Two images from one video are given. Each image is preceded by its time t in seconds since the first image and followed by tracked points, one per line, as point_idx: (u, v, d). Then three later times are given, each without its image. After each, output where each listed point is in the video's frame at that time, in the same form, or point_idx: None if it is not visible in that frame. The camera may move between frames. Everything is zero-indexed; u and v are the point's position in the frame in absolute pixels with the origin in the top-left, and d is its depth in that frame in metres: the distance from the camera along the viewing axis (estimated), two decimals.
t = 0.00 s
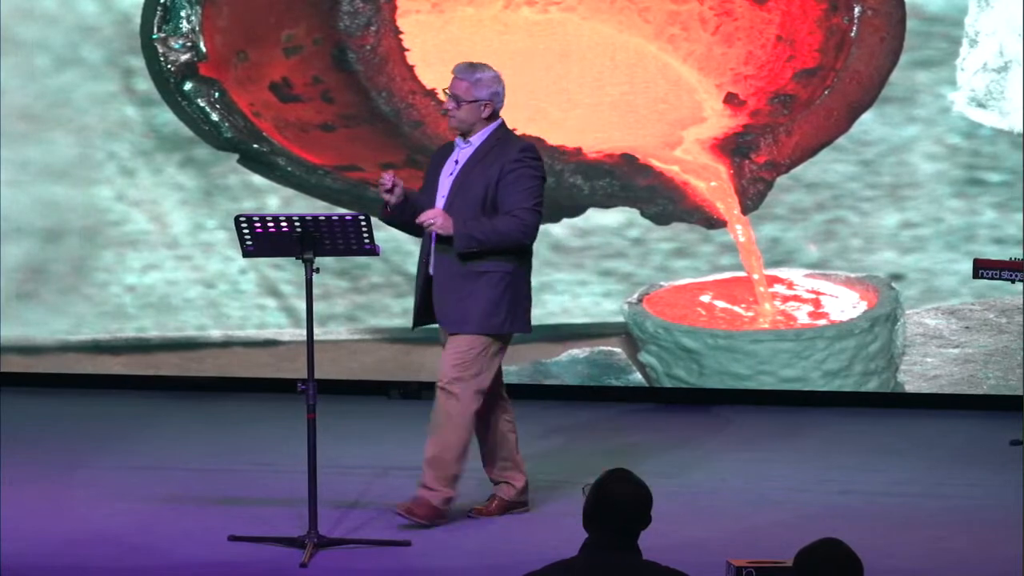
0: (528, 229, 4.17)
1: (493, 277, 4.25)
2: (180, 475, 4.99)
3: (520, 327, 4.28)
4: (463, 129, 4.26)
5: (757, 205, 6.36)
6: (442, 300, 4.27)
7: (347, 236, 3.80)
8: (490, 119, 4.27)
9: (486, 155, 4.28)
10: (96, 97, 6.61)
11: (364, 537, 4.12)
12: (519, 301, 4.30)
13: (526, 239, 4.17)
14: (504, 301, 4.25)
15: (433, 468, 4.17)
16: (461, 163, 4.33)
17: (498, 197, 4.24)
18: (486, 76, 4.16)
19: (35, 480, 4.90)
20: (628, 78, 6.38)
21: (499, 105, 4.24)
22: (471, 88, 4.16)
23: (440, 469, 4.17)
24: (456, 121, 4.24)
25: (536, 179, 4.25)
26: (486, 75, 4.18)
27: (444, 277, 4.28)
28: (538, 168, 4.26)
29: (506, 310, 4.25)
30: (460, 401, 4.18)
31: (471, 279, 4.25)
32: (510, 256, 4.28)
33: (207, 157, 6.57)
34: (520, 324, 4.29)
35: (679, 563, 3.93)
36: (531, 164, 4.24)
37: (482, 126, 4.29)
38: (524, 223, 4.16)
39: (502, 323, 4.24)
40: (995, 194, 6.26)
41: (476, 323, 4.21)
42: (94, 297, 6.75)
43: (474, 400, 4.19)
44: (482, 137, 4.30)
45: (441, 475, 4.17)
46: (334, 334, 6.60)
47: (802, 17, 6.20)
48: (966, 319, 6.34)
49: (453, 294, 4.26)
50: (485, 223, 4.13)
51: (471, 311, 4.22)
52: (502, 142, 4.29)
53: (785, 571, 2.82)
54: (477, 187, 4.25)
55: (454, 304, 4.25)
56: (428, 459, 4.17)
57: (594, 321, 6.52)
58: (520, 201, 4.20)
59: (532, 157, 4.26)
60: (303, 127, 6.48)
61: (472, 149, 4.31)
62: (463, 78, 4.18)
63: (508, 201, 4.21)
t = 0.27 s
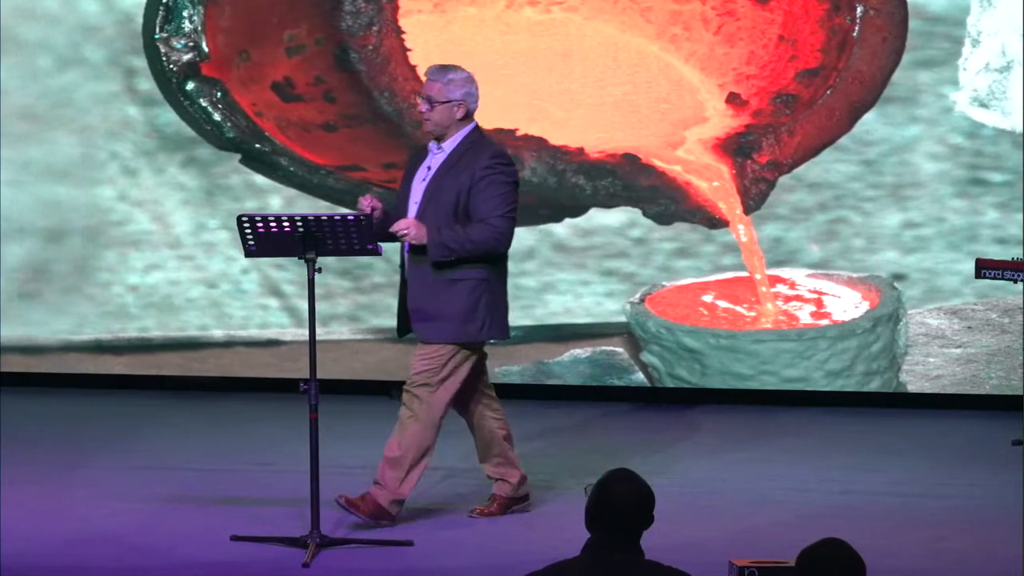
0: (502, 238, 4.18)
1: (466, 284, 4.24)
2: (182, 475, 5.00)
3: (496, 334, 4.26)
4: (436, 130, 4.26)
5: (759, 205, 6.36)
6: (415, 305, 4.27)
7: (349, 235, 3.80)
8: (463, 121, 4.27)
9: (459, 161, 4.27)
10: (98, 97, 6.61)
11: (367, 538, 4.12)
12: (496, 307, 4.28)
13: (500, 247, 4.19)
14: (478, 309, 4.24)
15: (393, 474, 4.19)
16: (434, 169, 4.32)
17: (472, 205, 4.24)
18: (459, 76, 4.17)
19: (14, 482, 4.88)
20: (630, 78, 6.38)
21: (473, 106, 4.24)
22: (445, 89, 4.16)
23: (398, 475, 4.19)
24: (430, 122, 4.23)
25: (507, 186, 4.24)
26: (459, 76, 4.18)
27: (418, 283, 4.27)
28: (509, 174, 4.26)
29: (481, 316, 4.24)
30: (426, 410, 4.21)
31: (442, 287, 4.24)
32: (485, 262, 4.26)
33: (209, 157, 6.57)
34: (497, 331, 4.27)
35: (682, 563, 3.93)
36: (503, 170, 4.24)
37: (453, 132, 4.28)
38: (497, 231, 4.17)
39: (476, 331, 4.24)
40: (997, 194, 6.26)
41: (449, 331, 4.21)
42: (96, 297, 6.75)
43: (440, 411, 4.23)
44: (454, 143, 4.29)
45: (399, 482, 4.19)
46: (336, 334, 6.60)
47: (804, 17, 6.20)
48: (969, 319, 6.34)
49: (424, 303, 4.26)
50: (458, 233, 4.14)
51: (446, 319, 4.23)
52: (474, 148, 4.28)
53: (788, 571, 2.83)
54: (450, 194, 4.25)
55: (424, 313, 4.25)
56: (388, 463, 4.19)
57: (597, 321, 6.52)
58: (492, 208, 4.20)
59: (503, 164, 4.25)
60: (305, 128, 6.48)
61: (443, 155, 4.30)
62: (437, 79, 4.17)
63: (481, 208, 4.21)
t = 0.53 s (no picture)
0: (470, 238, 4.10)
1: (435, 287, 4.19)
2: (196, 475, 5.00)
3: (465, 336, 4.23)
4: (401, 128, 4.17)
5: (772, 204, 6.35)
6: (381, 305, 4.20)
7: (362, 236, 3.81)
8: (428, 119, 4.19)
9: (425, 161, 4.18)
10: (111, 97, 6.62)
11: (380, 538, 4.12)
12: (465, 308, 4.25)
13: (470, 248, 4.11)
14: (447, 311, 4.20)
15: (387, 483, 4.21)
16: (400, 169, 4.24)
17: (438, 205, 4.16)
18: (425, 74, 4.08)
19: (38, 481, 4.90)
20: (643, 78, 6.37)
21: (438, 104, 4.16)
22: (411, 86, 4.08)
23: (393, 483, 4.21)
24: (394, 119, 4.14)
25: (474, 187, 4.16)
26: (425, 74, 4.10)
27: (385, 285, 4.21)
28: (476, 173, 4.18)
29: (451, 318, 4.21)
30: (407, 416, 4.18)
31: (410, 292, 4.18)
32: (451, 263, 4.21)
33: (222, 157, 6.59)
34: (467, 332, 4.24)
35: (694, 563, 3.93)
36: (469, 170, 4.16)
37: (419, 131, 4.20)
38: (465, 232, 4.10)
39: (445, 333, 4.19)
40: (1011, 194, 6.25)
41: (417, 334, 4.17)
42: (110, 296, 6.77)
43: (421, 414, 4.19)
44: (419, 142, 4.21)
45: (395, 489, 4.21)
46: (349, 334, 6.61)
47: (818, 17, 6.19)
48: (982, 318, 6.34)
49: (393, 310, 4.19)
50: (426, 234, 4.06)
51: (414, 321, 4.17)
52: (440, 147, 4.19)
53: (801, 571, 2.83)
54: (416, 195, 4.16)
55: (394, 321, 4.19)
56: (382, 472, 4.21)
57: (609, 321, 6.52)
58: (459, 209, 4.12)
59: (470, 163, 4.17)
60: (319, 127, 6.49)
61: (410, 155, 4.22)
62: (403, 76, 4.08)
63: (447, 209, 4.13)
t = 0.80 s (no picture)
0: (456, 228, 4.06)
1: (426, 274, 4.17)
2: (228, 474, 5.02)
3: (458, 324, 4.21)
4: (397, 115, 4.12)
5: (805, 204, 6.32)
6: (372, 294, 4.19)
7: (394, 236, 3.83)
8: (424, 109, 4.15)
9: (418, 150, 4.16)
10: (145, 96, 6.65)
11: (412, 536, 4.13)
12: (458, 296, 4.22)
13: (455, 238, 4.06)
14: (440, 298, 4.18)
15: (417, 484, 4.22)
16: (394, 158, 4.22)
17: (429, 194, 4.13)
18: (425, 61, 4.06)
19: (31, 482, 4.92)
20: (676, 78, 6.37)
21: (436, 93, 4.13)
22: (411, 70, 4.04)
23: (422, 484, 4.23)
24: (391, 105, 4.10)
25: (464, 175, 4.11)
26: (425, 62, 4.08)
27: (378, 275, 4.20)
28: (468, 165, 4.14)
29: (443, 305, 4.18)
30: (428, 414, 4.21)
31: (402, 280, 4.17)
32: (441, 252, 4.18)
33: (256, 156, 6.61)
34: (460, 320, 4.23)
35: (725, 563, 3.92)
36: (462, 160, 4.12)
37: (415, 121, 4.17)
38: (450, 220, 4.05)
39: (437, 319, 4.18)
40: None
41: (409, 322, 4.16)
42: (143, 296, 6.80)
43: (439, 410, 4.23)
44: (415, 132, 4.18)
45: (425, 489, 4.23)
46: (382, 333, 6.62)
47: (851, 16, 6.18)
48: (1016, 318, 6.27)
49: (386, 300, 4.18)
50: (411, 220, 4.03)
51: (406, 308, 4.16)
52: (435, 137, 4.17)
53: (834, 571, 2.82)
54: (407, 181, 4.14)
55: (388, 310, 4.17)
56: (410, 474, 4.23)
57: (642, 321, 6.51)
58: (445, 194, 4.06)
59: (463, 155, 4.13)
60: (352, 127, 6.53)
61: (404, 144, 4.21)
62: (403, 62, 4.05)
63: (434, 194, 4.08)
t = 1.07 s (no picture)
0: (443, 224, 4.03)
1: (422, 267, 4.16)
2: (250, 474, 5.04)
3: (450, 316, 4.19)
4: (387, 115, 4.13)
5: (828, 204, 6.30)
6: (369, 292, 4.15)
7: (416, 236, 3.83)
8: (415, 110, 4.15)
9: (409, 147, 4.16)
10: (168, 96, 6.69)
11: (435, 537, 4.14)
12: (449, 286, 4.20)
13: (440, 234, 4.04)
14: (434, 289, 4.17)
15: (437, 483, 4.23)
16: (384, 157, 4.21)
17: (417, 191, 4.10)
18: (417, 62, 4.06)
19: (28, 482, 4.92)
20: (698, 78, 6.36)
21: (427, 95, 4.13)
22: (403, 71, 4.04)
23: (442, 481, 4.24)
24: (382, 104, 4.10)
25: (451, 172, 4.09)
26: (418, 63, 4.08)
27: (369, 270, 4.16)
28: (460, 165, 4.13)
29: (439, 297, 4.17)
30: (434, 411, 4.21)
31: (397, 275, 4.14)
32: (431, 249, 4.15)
33: (278, 156, 6.66)
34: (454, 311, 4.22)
35: (748, 563, 3.92)
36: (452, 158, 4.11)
37: (406, 120, 4.17)
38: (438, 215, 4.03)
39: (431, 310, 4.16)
40: None
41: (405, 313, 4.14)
42: (166, 295, 6.83)
43: (445, 404, 4.23)
44: (406, 132, 4.18)
45: (446, 486, 4.24)
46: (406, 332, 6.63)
47: (874, 16, 6.14)
48: None
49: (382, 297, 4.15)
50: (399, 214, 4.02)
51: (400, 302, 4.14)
52: (426, 137, 4.17)
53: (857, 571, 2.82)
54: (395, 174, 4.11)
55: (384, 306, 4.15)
56: (428, 475, 4.24)
57: (665, 321, 6.50)
58: (432, 188, 4.04)
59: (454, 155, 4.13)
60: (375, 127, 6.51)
61: (394, 143, 4.19)
62: (395, 62, 4.05)
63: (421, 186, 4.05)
